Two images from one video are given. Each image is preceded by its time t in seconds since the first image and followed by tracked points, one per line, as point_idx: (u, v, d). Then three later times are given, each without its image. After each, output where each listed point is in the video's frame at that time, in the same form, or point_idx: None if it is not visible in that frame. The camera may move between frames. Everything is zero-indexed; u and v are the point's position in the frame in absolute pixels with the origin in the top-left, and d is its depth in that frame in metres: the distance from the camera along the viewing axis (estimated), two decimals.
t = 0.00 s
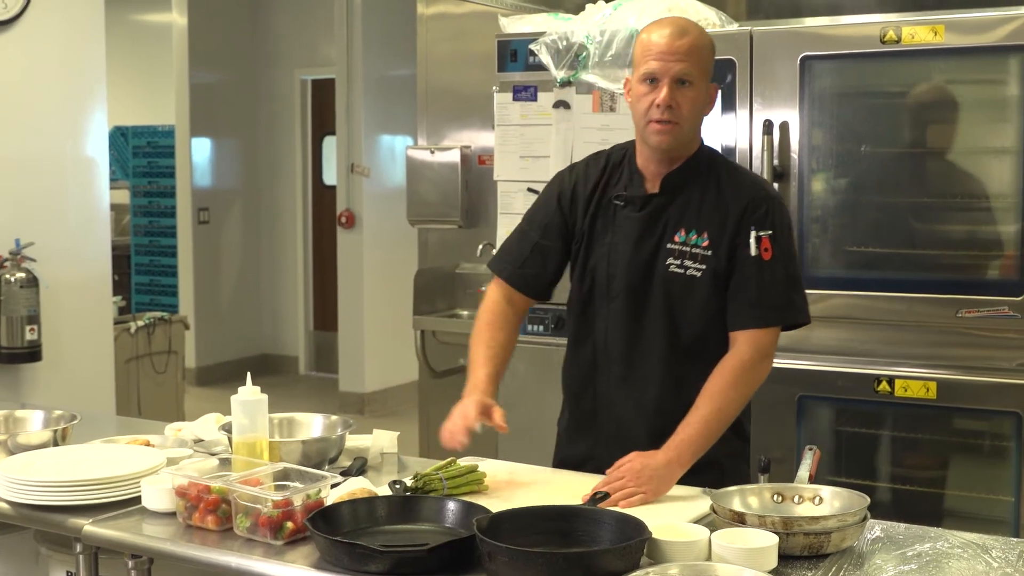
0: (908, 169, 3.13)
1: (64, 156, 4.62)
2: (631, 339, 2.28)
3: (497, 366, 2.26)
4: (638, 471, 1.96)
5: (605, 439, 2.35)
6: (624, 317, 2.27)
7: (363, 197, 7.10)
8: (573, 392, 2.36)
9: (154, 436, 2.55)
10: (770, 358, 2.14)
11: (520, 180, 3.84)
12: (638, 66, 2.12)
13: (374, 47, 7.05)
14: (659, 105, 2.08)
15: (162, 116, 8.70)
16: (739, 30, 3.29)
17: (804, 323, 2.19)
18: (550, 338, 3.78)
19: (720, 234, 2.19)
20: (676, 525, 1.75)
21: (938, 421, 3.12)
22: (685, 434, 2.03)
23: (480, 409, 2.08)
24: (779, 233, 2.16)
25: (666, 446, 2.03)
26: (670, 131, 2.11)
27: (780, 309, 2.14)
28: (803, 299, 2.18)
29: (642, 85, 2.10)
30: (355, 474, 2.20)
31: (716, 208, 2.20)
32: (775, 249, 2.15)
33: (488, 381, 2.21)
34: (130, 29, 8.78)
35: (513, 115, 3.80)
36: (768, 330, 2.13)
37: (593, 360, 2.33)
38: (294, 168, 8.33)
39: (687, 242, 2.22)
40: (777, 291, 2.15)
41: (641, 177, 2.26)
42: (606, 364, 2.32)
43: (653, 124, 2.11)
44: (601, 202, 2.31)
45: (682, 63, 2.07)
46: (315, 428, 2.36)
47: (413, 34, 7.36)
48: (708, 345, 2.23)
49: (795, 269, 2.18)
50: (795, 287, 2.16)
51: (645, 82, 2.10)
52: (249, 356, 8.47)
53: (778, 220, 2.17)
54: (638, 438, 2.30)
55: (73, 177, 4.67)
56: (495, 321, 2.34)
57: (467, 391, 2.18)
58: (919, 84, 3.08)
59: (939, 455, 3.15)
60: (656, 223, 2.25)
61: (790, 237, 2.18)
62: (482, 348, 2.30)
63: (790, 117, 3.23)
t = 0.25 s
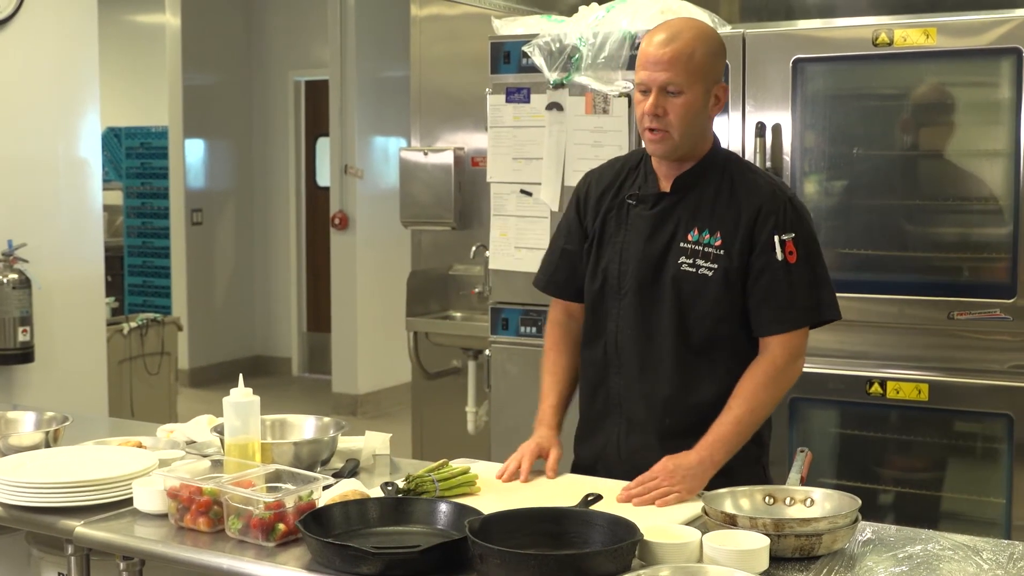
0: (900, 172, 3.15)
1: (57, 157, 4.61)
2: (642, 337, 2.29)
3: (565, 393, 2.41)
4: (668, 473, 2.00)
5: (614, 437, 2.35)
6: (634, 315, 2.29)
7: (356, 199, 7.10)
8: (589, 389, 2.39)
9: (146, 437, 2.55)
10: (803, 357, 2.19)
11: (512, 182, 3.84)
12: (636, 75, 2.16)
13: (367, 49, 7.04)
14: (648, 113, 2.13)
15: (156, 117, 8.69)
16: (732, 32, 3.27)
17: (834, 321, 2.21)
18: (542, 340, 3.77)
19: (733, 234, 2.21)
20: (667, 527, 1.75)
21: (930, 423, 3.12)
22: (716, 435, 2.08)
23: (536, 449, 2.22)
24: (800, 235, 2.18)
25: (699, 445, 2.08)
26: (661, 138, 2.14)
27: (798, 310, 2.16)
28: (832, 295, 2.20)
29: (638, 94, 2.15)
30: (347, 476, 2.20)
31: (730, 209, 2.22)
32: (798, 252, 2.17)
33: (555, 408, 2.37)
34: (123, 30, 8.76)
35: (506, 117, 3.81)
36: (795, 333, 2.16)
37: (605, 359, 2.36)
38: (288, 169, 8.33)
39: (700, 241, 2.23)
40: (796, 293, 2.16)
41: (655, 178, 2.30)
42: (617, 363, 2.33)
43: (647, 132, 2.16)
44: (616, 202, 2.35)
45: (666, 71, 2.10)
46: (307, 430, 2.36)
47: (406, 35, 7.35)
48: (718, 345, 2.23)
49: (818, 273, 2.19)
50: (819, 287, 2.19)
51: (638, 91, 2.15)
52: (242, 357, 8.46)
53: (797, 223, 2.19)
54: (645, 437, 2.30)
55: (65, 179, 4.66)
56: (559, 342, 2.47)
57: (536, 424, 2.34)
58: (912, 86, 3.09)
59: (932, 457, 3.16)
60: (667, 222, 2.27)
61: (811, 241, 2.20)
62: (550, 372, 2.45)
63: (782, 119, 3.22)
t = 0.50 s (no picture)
0: (894, 171, 3.15)
1: (51, 154, 4.60)
2: (639, 334, 2.30)
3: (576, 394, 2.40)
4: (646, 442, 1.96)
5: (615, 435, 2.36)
6: (632, 311, 2.31)
7: (351, 197, 7.09)
8: (589, 390, 2.39)
9: (140, 434, 2.55)
10: (796, 355, 2.17)
11: (507, 180, 3.85)
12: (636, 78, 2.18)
13: (362, 47, 7.04)
14: (647, 117, 2.14)
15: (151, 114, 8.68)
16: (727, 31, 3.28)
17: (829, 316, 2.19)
18: (537, 338, 3.77)
19: (726, 228, 2.21)
20: (661, 525, 1.75)
21: (924, 422, 3.13)
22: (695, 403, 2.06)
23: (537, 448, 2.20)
24: (793, 228, 2.17)
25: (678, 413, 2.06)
26: (661, 141, 2.16)
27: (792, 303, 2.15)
28: (826, 290, 2.18)
29: (637, 97, 2.17)
30: (341, 473, 2.20)
31: (725, 204, 2.23)
32: (791, 245, 2.16)
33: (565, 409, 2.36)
34: (118, 27, 8.75)
35: (501, 115, 3.81)
36: (790, 326, 2.14)
37: (605, 357, 2.37)
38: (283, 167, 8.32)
39: (695, 237, 2.24)
40: (789, 286, 2.15)
41: (658, 177, 2.33)
42: (616, 360, 2.35)
43: (647, 135, 2.17)
44: (620, 202, 2.38)
45: (664, 75, 2.11)
46: (301, 427, 2.35)
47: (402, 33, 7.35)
48: (713, 341, 2.23)
49: (812, 266, 2.18)
50: (812, 280, 2.17)
51: (638, 94, 2.16)
52: (237, 355, 8.45)
53: (790, 216, 2.18)
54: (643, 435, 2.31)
55: (60, 176, 4.65)
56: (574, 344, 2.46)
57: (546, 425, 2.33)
58: (906, 86, 3.09)
59: (925, 456, 3.17)
60: (666, 219, 2.29)
61: (805, 233, 2.18)
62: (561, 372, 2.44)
63: (776, 118, 3.22)
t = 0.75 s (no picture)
0: (890, 172, 3.15)
1: (47, 154, 4.59)
2: (633, 333, 2.31)
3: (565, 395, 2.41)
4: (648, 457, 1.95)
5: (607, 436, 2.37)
6: (626, 311, 2.31)
7: (347, 197, 7.09)
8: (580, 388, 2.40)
9: (135, 434, 2.54)
10: (789, 354, 2.16)
11: (504, 181, 3.85)
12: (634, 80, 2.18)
13: (359, 48, 7.04)
14: (647, 120, 2.15)
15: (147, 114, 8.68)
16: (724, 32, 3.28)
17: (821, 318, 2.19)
18: (533, 339, 3.77)
19: (720, 228, 2.22)
20: (656, 526, 1.76)
21: (919, 424, 3.14)
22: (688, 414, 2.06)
23: (519, 449, 2.23)
24: (786, 229, 2.17)
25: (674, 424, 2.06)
26: (661, 144, 2.17)
27: (784, 303, 2.14)
28: (818, 290, 2.18)
29: (636, 99, 2.17)
30: (337, 473, 2.20)
31: (719, 204, 2.23)
32: (783, 245, 2.16)
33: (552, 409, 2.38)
34: (114, 27, 8.74)
35: (497, 116, 3.81)
36: (783, 326, 2.14)
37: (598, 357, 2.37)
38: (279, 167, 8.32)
39: (689, 237, 2.25)
40: (781, 286, 2.15)
41: (653, 178, 2.33)
42: (610, 360, 2.35)
43: (646, 137, 2.18)
44: (615, 202, 2.39)
45: (665, 79, 2.11)
46: (297, 427, 2.35)
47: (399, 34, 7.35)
48: (705, 340, 2.23)
49: (805, 267, 2.18)
50: (804, 280, 2.17)
51: (637, 97, 2.16)
52: (233, 355, 8.45)
53: (783, 216, 2.18)
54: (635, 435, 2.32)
55: (56, 175, 4.64)
56: (565, 345, 2.47)
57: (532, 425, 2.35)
58: (902, 88, 3.10)
59: (921, 458, 3.17)
60: (661, 219, 2.30)
61: (798, 234, 2.18)
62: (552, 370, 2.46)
63: (773, 120, 3.23)
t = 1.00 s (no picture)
0: (887, 174, 3.15)
1: (45, 154, 4.59)
2: (613, 334, 2.31)
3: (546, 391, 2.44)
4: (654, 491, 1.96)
5: (586, 433, 2.37)
6: (607, 311, 2.31)
7: (346, 198, 7.09)
8: (560, 386, 2.41)
9: (134, 435, 2.55)
10: (775, 357, 2.18)
11: (503, 182, 3.85)
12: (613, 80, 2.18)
13: (358, 49, 7.04)
14: (625, 118, 2.15)
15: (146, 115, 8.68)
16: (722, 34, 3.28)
17: (802, 322, 2.19)
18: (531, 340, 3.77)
19: (700, 231, 2.22)
20: (654, 527, 1.76)
21: (916, 426, 3.14)
22: (689, 439, 2.07)
23: (496, 440, 2.24)
24: (766, 233, 2.17)
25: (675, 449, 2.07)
26: (641, 142, 2.17)
27: (763, 308, 2.15)
28: (799, 295, 2.19)
29: (615, 98, 2.17)
30: (335, 475, 2.20)
31: (700, 207, 2.23)
32: (764, 250, 2.16)
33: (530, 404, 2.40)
34: (113, 28, 8.75)
35: (496, 117, 3.83)
36: (763, 332, 2.15)
37: (579, 356, 2.37)
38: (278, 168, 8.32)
39: (669, 239, 2.25)
40: (760, 291, 2.16)
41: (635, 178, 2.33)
42: (590, 360, 2.35)
43: (626, 136, 2.18)
44: (598, 202, 2.39)
45: (642, 77, 2.11)
46: (295, 429, 2.36)
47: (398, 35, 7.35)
48: (684, 342, 2.23)
49: (785, 272, 2.18)
50: (785, 285, 2.18)
51: (616, 96, 2.17)
52: (231, 356, 8.45)
53: (763, 220, 2.18)
54: (615, 435, 2.32)
55: (55, 176, 4.65)
56: (547, 341, 2.49)
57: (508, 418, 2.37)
58: (900, 90, 3.10)
59: (918, 459, 3.17)
60: (642, 220, 2.30)
61: (778, 238, 2.19)
62: (533, 366, 2.47)
63: (772, 121, 3.23)
